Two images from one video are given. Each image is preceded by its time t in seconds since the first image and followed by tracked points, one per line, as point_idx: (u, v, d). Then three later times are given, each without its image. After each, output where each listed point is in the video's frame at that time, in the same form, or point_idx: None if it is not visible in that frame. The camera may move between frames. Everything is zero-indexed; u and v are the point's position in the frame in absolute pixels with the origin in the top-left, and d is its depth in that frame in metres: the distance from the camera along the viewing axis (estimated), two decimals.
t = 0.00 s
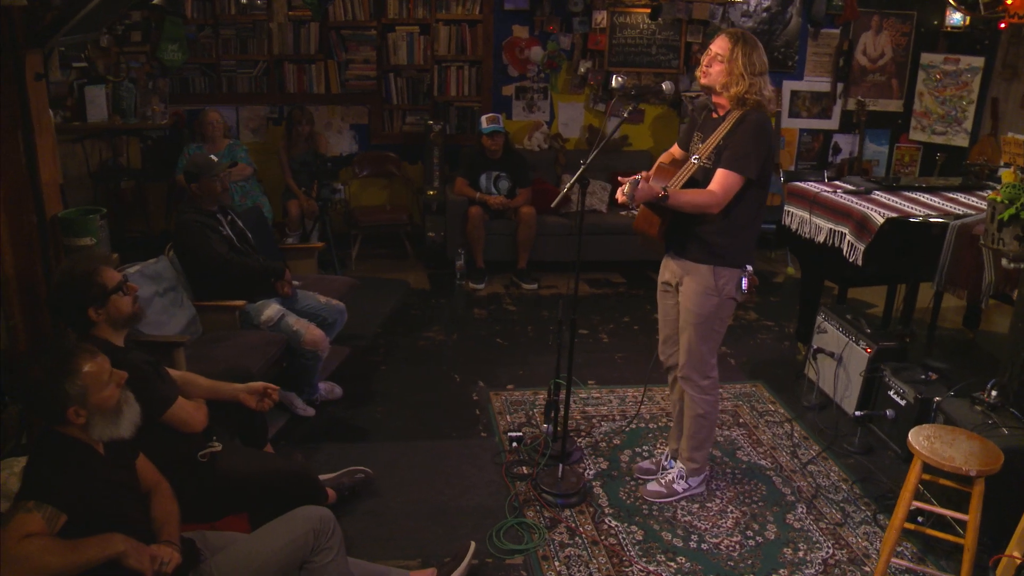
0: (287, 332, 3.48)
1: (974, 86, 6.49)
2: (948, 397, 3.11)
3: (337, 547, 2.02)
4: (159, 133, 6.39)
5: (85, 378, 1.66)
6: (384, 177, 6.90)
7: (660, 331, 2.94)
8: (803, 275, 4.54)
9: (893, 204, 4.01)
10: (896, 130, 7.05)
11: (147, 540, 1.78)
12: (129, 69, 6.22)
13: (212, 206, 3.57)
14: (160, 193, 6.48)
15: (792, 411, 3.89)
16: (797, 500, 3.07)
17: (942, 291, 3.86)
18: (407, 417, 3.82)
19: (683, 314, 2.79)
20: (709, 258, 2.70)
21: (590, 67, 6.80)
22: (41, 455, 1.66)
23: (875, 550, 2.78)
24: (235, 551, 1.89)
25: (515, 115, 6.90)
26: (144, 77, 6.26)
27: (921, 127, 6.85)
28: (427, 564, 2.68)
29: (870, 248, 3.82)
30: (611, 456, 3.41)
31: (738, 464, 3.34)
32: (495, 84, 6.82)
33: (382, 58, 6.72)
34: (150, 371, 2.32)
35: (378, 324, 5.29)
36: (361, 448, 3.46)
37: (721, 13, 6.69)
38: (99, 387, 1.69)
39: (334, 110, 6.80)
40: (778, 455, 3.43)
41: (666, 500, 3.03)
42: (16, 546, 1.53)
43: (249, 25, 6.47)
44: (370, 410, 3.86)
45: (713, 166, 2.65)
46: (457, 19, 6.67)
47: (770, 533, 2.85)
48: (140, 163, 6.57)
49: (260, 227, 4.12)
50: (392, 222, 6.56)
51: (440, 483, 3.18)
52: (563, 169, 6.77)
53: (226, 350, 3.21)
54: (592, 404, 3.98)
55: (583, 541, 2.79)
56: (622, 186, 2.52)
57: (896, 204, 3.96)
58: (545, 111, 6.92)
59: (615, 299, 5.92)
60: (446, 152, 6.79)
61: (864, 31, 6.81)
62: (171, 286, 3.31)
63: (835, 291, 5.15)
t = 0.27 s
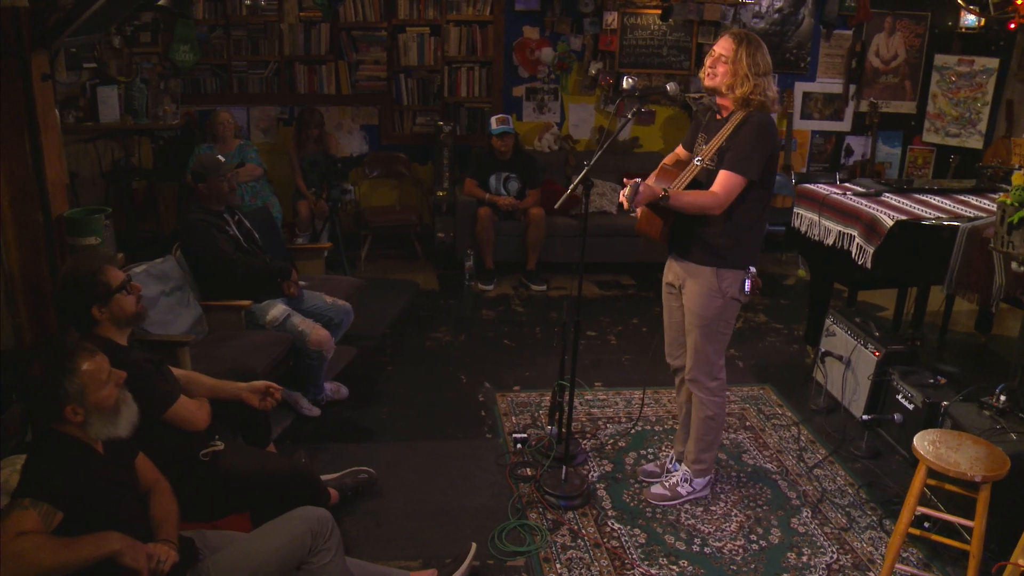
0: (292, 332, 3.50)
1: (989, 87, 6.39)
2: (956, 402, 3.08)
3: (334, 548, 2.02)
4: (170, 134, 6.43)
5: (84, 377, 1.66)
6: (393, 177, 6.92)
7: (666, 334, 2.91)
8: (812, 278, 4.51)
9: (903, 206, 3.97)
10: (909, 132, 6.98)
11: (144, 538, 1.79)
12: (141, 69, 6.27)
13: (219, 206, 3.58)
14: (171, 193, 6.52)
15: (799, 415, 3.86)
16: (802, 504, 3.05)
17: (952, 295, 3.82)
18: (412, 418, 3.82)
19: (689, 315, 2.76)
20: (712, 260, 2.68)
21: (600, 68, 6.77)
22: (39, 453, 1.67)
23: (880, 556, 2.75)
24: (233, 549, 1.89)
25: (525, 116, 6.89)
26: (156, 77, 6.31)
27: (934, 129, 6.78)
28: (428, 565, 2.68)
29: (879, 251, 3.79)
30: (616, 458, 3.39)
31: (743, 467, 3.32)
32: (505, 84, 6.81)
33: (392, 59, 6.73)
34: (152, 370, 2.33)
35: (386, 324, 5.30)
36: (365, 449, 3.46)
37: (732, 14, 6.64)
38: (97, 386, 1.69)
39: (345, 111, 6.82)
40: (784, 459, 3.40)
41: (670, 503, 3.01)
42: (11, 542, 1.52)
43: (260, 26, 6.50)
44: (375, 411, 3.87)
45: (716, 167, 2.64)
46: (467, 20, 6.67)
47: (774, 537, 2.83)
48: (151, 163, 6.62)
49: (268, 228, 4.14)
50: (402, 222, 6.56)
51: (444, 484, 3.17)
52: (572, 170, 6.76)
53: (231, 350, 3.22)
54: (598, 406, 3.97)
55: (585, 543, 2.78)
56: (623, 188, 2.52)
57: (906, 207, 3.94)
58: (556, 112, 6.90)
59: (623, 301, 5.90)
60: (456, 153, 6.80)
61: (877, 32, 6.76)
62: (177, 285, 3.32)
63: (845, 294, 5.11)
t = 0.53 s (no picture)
0: (296, 331, 3.51)
1: (1002, 89, 6.36)
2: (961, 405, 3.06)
3: (331, 546, 2.01)
4: (180, 133, 6.47)
5: (79, 374, 1.67)
6: (402, 177, 6.92)
7: (656, 335, 2.92)
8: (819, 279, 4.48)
9: (912, 208, 3.94)
10: (920, 134, 6.93)
11: (139, 535, 1.79)
12: (151, 68, 6.31)
13: (225, 205, 3.60)
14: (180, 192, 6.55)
15: (804, 417, 3.84)
16: (805, 507, 3.02)
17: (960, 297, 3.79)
18: (416, 417, 3.82)
19: (678, 320, 2.77)
20: (713, 262, 2.68)
21: (610, 68, 6.76)
22: (35, 449, 1.67)
23: (882, 560, 2.73)
24: (229, 548, 1.90)
25: (534, 116, 6.89)
26: (166, 77, 6.35)
27: (946, 130, 6.73)
28: (427, 565, 2.67)
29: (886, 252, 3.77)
30: (619, 460, 3.38)
31: (747, 469, 3.30)
32: (514, 84, 6.80)
33: (401, 59, 6.74)
34: (153, 368, 2.34)
35: (392, 324, 5.30)
36: (368, 448, 3.47)
37: (741, 14, 6.59)
38: (93, 383, 1.70)
39: (354, 110, 6.83)
40: (788, 461, 3.38)
41: (671, 505, 3.00)
42: (5, 536, 1.53)
43: (269, 25, 6.53)
44: (379, 410, 3.87)
45: (720, 175, 2.62)
46: (476, 20, 6.67)
47: (776, 540, 2.81)
48: (161, 162, 6.66)
49: (273, 226, 4.14)
50: (410, 222, 6.57)
51: (445, 484, 3.17)
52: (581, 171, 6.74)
53: (235, 348, 3.24)
54: (601, 407, 3.96)
55: (586, 544, 2.77)
56: (625, 189, 2.49)
57: (915, 208, 3.91)
58: (565, 112, 6.89)
59: (631, 302, 5.88)
60: (464, 153, 6.80)
61: (888, 32, 6.71)
62: (182, 284, 3.33)
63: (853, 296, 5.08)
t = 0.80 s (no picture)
0: (300, 328, 3.51)
1: (1016, 88, 6.18)
2: (967, 408, 3.03)
3: (326, 543, 2.01)
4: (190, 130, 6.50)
5: (76, 369, 1.68)
6: (410, 175, 6.93)
7: (664, 335, 2.92)
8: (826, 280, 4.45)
9: (920, 208, 3.92)
10: (932, 134, 6.86)
11: (134, 529, 1.80)
12: (161, 66, 6.34)
13: (231, 202, 3.62)
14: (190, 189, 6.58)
15: (809, 418, 3.81)
16: (808, 509, 3.01)
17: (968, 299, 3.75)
18: (419, 415, 3.82)
19: (686, 316, 2.76)
20: (714, 260, 2.67)
21: (619, 67, 6.76)
22: (32, 443, 1.68)
23: (885, 563, 2.71)
24: (225, 544, 1.90)
25: (543, 115, 6.87)
26: (176, 74, 6.38)
27: (959, 130, 6.64)
28: (426, 563, 2.68)
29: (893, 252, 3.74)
30: (621, 459, 3.37)
31: (750, 470, 3.28)
32: (523, 83, 6.80)
33: (410, 57, 6.75)
34: (154, 364, 2.35)
35: (399, 322, 5.30)
36: (371, 445, 3.47)
37: (751, 13, 6.55)
38: (91, 377, 1.70)
39: (363, 108, 6.85)
40: (792, 462, 3.36)
41: (673, 506, 2.99)
42: None
43: (279, 23, 6.55)
44: (383, 408, 3.88)
45: (720, 169, 2.62)
46: (486, 18, 6.66)
47: (778, 542, 2.80)
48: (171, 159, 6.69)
49: (280, 222, 4.16)
50: (418, 220, 6.57)
51: (447, 482, 3.17)
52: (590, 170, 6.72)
53: (238, 345, 3.25)
54: (605, 407, 3.95)
55: (586, 544, 2.76)
56: (625, 188, 2.49)
57: (923, 208, 3.88)
58: (574, 111, 6.88)
59: (638, 301, 5.86)
60: (473, 152, 6.79)
61: (900, 31, 6.66)
62: (187, 280, 3.35)
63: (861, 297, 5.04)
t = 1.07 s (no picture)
0: (305, 328, 3.53)
1: None
2: (975, 413, 3.00)
3: (324, 542, 2.01)
4: (202, 130, 6.54)
5: (74, 367, 1.69)
6: (420, 176, 6.94)
7: (675, 337, 2.90)
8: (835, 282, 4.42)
9: (930, 210, 3.88)
10: (945, 136, 6.80)
11: (132, 526, 1.81)
12: (173, 66, 6.38)
13: (237, 202, 3.63)
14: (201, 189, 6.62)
15: (817, 422, 3.79)
16: (813, 513, 2.99)
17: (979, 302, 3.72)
18: (425, 416, 3.83)
19: (695, 317, 2.74)
20: (718, 261, 2.66)
21: (630, 68, 6.73)
22: (30, 440, 1.69)
23: (889, 568, 2.69)
24: (223, 543, 1.90)
25: (553, 116, 6.87)
26: (188, 75, 6.42)
27: (972, 132, 6.58)
28: (427, 563, 2.68)
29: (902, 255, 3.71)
30: (626, 461, 3.36)
31: (755, 474, 3.26)
32: (533, 84, 6.79)
33: (420, 57, 6.75)
34: (156, 363, 2.36)
35: (407, 322, 5.31)
36: (375, 446, 3.48)
37: (763, 14, 6.51)
38: (88, 375, 1.72)
39: (373, 109, 6.87)
40: (798, 466, 3.34)
41: (677, 508, 2.97)
42: None
43: (290, 24, 6.58)
44: (388, 408, 3.88)
45: (722, 169, 2.61)
46: (496, 19, 6.66)
47: (781, 546, 2.78)
48: (183, 159, 6.74)
49: (287, 223, 4.19)
50: (427, 220, 6.57)
51: (451, 483, 3.17)
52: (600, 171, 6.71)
53: (243, 344, 3.26)
54: (611, 408, 3.93)
55: (587, 546, 2.76)
56: (624, 191, 2.49)
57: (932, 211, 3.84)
58: (584, 112, 6.86)
59: (646, 303, 5.84)
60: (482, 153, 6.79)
61: (913, 33, 6.60)
62: (193, 280, 3.36)
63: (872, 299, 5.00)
